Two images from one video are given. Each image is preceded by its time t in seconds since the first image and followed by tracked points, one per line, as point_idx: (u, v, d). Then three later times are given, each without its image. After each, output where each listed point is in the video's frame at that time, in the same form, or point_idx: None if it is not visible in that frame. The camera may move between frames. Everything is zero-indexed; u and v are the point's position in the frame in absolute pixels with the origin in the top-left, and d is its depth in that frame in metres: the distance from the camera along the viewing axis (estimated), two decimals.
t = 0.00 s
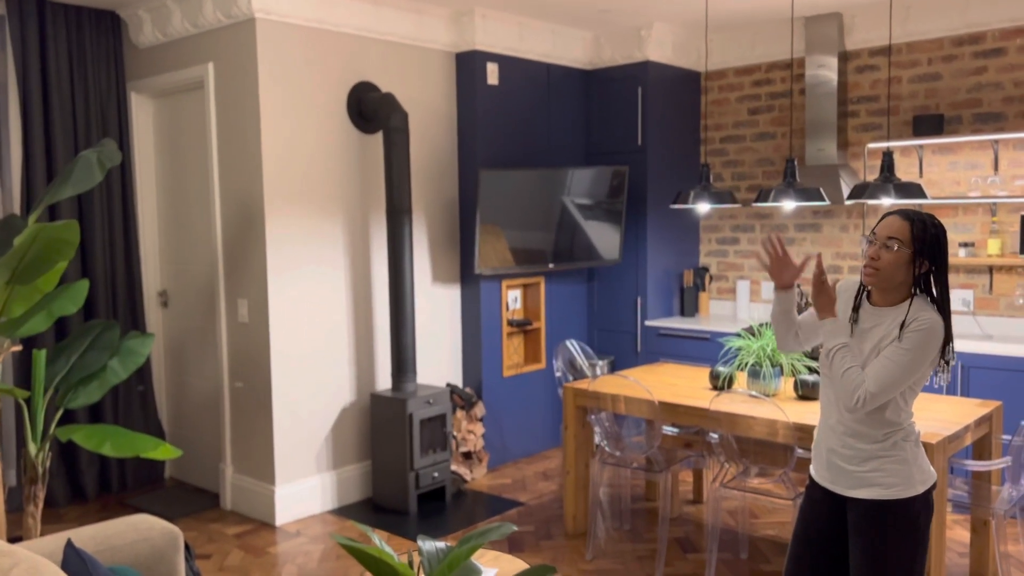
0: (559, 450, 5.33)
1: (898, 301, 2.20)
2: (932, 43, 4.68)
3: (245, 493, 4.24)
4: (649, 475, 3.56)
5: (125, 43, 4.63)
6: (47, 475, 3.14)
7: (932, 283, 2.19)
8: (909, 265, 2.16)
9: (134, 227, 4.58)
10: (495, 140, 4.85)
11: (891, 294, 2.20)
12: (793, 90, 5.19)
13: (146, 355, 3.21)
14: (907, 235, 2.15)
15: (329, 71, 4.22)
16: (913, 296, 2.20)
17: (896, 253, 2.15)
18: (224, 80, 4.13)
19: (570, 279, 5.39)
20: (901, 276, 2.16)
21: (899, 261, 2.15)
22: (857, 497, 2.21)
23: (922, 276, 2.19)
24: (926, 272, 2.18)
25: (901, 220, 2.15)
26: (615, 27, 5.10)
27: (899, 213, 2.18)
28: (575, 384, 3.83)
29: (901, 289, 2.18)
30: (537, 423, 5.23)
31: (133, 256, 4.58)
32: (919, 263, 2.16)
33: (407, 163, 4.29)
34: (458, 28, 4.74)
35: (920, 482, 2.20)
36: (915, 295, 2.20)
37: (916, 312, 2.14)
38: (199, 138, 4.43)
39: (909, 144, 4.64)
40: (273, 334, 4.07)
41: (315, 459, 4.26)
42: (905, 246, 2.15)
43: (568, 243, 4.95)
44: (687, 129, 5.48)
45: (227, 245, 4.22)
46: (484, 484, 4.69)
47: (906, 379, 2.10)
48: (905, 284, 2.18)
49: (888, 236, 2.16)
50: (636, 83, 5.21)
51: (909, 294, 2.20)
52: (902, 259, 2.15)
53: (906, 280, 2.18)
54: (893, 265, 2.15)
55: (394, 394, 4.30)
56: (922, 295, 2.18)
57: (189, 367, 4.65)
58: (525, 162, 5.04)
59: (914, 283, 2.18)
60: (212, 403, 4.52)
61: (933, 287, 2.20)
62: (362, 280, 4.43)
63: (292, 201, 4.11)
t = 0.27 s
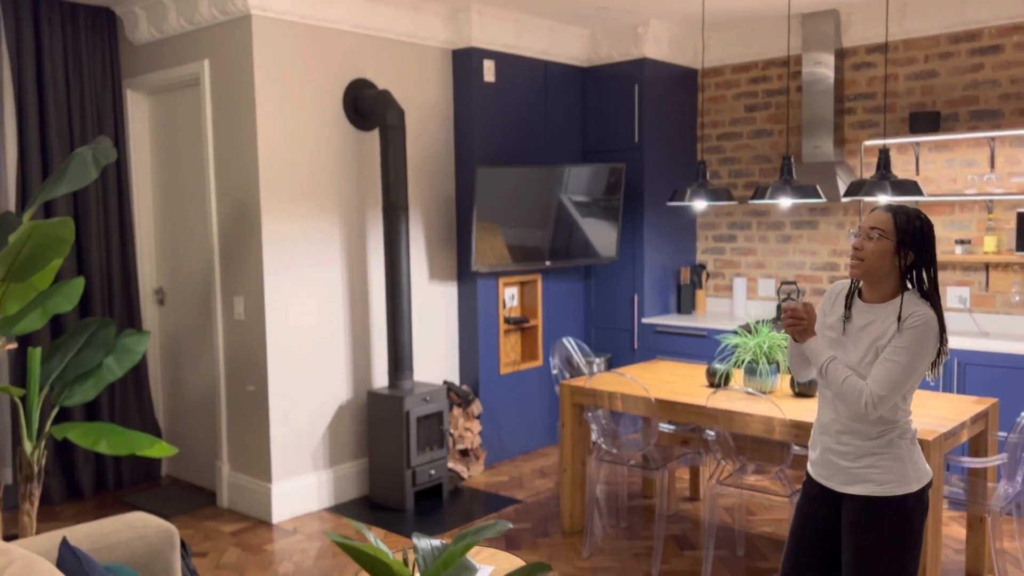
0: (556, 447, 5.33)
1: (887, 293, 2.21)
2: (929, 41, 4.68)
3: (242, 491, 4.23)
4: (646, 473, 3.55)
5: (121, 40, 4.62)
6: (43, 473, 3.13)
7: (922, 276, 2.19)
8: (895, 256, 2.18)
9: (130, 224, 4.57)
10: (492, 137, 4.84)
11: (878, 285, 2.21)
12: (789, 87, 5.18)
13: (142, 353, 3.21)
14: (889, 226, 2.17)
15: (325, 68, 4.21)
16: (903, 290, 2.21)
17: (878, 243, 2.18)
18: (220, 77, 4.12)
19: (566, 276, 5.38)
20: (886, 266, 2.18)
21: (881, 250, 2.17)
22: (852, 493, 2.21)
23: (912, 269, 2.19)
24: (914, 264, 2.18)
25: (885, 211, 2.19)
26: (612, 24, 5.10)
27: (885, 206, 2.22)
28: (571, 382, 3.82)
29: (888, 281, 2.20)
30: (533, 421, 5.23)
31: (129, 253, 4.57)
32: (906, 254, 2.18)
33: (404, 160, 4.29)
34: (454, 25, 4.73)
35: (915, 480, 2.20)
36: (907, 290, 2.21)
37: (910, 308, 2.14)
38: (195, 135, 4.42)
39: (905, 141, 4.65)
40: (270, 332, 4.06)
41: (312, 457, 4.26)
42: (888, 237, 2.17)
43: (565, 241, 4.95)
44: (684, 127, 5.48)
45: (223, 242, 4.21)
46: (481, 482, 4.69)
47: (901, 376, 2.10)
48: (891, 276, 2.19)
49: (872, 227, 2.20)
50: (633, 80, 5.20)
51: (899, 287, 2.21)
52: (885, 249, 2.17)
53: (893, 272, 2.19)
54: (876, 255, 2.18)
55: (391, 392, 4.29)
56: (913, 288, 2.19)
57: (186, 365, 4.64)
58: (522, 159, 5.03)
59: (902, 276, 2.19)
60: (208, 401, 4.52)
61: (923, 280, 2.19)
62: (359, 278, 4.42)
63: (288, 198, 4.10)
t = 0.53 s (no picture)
0: (554, 444, 5.33)
1: (876, 289, 2.21)
2: (927, 37, 4.68)
3: (240, 488, 4.23)
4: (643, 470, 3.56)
5: (118, 36, 4.61)
6: (40, 470, 3.13)
7: (912, 270, 2.17)
8: (880, 250, 2.18)
9: (127, 221, 4.56)
10: (490, 134, 4.83)
11: (867, 280, 2.22)
12: (788, 83, 5.18)
13: (139, 350, 3.21)
14: (872, 221, 2.18)
15: (323, 64, 4.20)
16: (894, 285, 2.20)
17: (862, 237, 2.19)
18: (217, 73, 4.11)
19: (564, 273, 5.38)
20: (871, 261, 2.19)
21: (865, 245, 2.18)
22: (850, 489, 2.21)
23: (901, 263, 2.18)
24: (901, 257, 2.17)
25: (870, 207, 2.20)
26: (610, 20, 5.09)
27: (873, 202, 2.22)
28: (569, 379, 3.82)
29: (876, 275, 2.20)
30: (532, 418, 5.23)
31: (127, 250, 4.56)
32: (891, 248, 2.17)
33: (402, 157, 4.28)
34: (452, 21, 4.72)
35: (912, 476, 2.20)
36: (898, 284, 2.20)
37: (900, 302, 2.14)
38: (193, 132, 4.41)
39: (903, 138, 4.64)
40: (267, 329, 4.05)
41: (310, 454, 4.26)
42: (871, 231, 2.18)
43: (563, 237, 4.94)
44: (682, 123, 5.48)
45: (220, 239, 4.21)
46: (479, 478, 4.69)
47: (895, 374, 2.10)
48: (879, 270, 2.19)
49: (856, 222, 2.21)
50: (631, 76, 5.19)
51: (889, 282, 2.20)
52: (868, 244, 2.18)
53: (880, 266, 2.19)
54: (860, 250, 2.19)
55: (388, 389, 4.29)
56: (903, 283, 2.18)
57: (183, 362, 4.64)
58: (520, 156, 5.02)
59: (890, 270, 2.19)
60: (206, 398, 4.52)
61: (913, 274, 2.18)
62: (357, 274, 4.42)
63: (286, 195, 4.09)
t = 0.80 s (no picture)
0: (554, 440, 5.33)
1: (874, 286, 2.20)
2: (927, 34, 4.67)
3: (240, 484, 4.23)
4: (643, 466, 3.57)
5: (117, 32, 4.60)
6: (40, 465, 3.13)
7: (909, 266, 2.15)
8: (875, 247, 2.18)
9: (127, 217, 4.55)
10: (490, 130, 4.83)
11: (865, 278, 2.22)
12: (788, 80, 5.17)
13: (139, 346, 3.22)
14: (867, 218, 2.19)
15: (323, 60, 4.20)
16: (893, 283, 2.18)
17: (856, 234, 2.20)
18: (217, 68, 4.10)
19: (564, 270, 5.38)
20: (867, 257, 2.19)
21: (859, 242, 2.19)
22: (846, 485, 2.21)
23: (898, 259, 2.17)
24: (896, 253, 2.16)
25: (864, 205, 2.21)
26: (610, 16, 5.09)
27: (869, 200, 2.23)
28: (569, 375, 3.82)
29: (873, 272, 2.20)
30: (532, 414, 5.24)
31: (126, 246, 4.56)
32: (886, 244, 2.17)
33: (402, 153, 4.27)
34: (452, 17, 4.71)
35: (908, 472, 2.19)
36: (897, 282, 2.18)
37: (895, 298, 2.14)
38: (192, 128, 4.40)
39: (904, 135, 4.64)
40: (267, 324, 4.05)
41: (310, 450, 4.26)
42: (866, 229, 2.19)
43: (563, 234, 4.94)
44: (682, 120, 5.47)
45: (220, 235, 4.20)
46: (479, 475, 4.69)
47: (888, 368, 2.10)
48: (875, 267, 2.19)
49: (852, 220, 2.23)
50: (631, 73, 5.18)
51: (887, 279, 2.19)
52: (862, 241, 2.19)
53: (876, 262, 2.19)
54: (855, 246, 2.20)
55: (388, 384, 4.29)
56: (901, 280, 2.16)
57: (183, 357, 4.64)
58: (520, 152, 5.02)
59: (887, 267, 2.18)
60: (206, 394, 4.52)
61: (911, 271, 2.15)
62: (357, 271, 4.42)
63: (286, 191, 4.09)
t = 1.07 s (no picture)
0: (556, 436, 5.34)
1: (877, 283, 2.20)
2: (932, 30, 4.66)
3: (243, 478, 4.24)
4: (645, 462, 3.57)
5: (120, 27, 4.60)
6: (43, 460, 3.13)
7: (914, 263, 2.15)
8: (878, 243, 2.18)
9: (130, 212, 4.56)
10: (493, 125, 4.83)
11: (869, 274, 2.22)
12: (792, 76, 5.16)
13: (143, 340, 3.21)
14: (869, 214, 2.19)
15: (326, 55, 4.20)
16: (897, 280, 2.18)
17: (859, 231, 2.20)
18: (220, 63, 4.10)
19: (567, 265, 5.38)
20: (869, 254, 2.19)
21: (862, 239, 2.19)
22: (849, 481, 2.21)
23: (902, 256, 2.17)
24: (899, 249, 2.16)
25: (867, 202, 2.21)
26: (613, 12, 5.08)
27: (872, 197, 2.23)
28: (572, 371, 3.82)
29: (876, 268, 2.20)
30: (534, 410, 5.24)
31: (129, 241, 4.56)
32: (889, 241, 2.17)
33: (405, 148, 4.27)
34: (455, 12, 4.71)
35: (910, 469, 2.19)
36: (900, 279, 2.18)
37: (899, 296, 2.14)
38: (195, 123, 4.41)
39: (907, 131, 4.63)
40: (270, 320, 4.05)
41: (313, 445, 4.26)
42: (868, 225, 2.19)
43: (565, 230, 4.94)
44: (686, 115, 5.46)
45: (223, 230, 4.21)
46: (481, 470, 4.70)
47: (891, 365, 2.10)
48: (879, 263, 2.19)
49: (854, 217, 2.23)
50: (634, 68, 5.18)
51: (891, 276, 2.19)
52: (865, 238, 2.19)
53: (880, 259, 2.19)
54: (858, 243, 2.20)
55: (391, 380, 4.30)
56: (904, 277, 2.16)
57: (186, 353, 4.64)
58: (523, 148, 5.02)
59: (891, 263, 2.18)
60: (209, 388, 4.53)
61: (914, 269, 2.15)
62: (360, 266, 4.42)
63: (289, 186, 4.09)
